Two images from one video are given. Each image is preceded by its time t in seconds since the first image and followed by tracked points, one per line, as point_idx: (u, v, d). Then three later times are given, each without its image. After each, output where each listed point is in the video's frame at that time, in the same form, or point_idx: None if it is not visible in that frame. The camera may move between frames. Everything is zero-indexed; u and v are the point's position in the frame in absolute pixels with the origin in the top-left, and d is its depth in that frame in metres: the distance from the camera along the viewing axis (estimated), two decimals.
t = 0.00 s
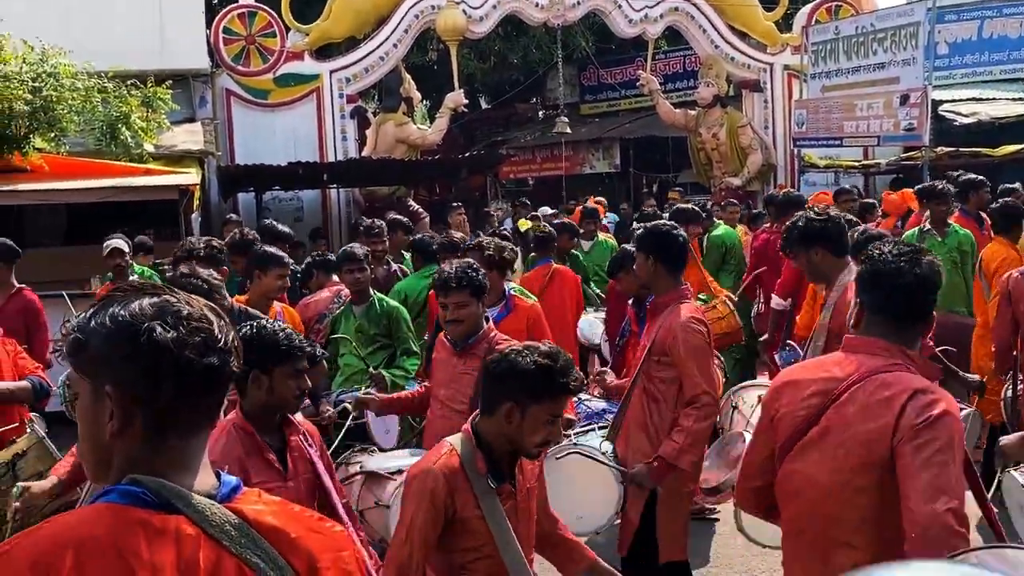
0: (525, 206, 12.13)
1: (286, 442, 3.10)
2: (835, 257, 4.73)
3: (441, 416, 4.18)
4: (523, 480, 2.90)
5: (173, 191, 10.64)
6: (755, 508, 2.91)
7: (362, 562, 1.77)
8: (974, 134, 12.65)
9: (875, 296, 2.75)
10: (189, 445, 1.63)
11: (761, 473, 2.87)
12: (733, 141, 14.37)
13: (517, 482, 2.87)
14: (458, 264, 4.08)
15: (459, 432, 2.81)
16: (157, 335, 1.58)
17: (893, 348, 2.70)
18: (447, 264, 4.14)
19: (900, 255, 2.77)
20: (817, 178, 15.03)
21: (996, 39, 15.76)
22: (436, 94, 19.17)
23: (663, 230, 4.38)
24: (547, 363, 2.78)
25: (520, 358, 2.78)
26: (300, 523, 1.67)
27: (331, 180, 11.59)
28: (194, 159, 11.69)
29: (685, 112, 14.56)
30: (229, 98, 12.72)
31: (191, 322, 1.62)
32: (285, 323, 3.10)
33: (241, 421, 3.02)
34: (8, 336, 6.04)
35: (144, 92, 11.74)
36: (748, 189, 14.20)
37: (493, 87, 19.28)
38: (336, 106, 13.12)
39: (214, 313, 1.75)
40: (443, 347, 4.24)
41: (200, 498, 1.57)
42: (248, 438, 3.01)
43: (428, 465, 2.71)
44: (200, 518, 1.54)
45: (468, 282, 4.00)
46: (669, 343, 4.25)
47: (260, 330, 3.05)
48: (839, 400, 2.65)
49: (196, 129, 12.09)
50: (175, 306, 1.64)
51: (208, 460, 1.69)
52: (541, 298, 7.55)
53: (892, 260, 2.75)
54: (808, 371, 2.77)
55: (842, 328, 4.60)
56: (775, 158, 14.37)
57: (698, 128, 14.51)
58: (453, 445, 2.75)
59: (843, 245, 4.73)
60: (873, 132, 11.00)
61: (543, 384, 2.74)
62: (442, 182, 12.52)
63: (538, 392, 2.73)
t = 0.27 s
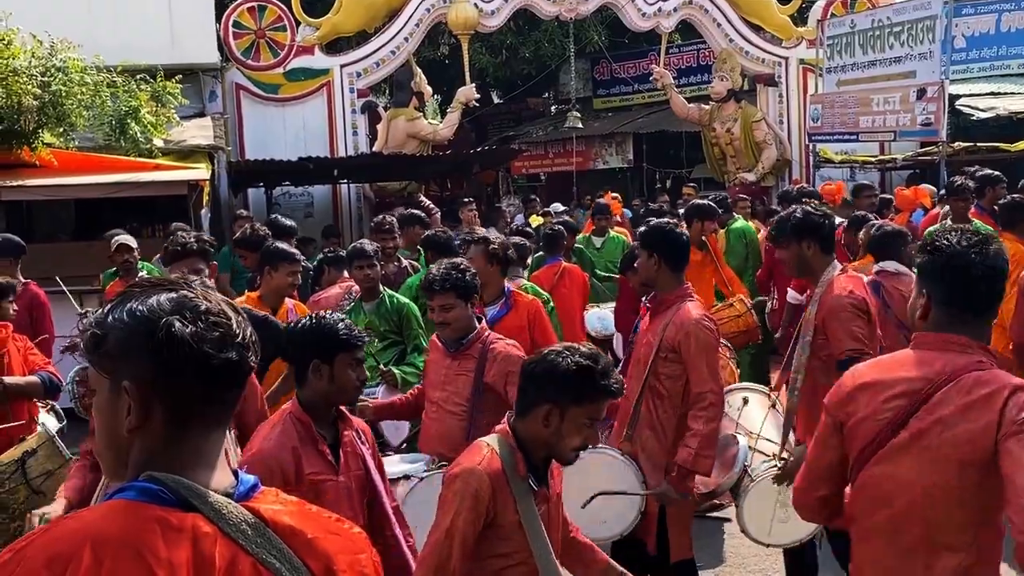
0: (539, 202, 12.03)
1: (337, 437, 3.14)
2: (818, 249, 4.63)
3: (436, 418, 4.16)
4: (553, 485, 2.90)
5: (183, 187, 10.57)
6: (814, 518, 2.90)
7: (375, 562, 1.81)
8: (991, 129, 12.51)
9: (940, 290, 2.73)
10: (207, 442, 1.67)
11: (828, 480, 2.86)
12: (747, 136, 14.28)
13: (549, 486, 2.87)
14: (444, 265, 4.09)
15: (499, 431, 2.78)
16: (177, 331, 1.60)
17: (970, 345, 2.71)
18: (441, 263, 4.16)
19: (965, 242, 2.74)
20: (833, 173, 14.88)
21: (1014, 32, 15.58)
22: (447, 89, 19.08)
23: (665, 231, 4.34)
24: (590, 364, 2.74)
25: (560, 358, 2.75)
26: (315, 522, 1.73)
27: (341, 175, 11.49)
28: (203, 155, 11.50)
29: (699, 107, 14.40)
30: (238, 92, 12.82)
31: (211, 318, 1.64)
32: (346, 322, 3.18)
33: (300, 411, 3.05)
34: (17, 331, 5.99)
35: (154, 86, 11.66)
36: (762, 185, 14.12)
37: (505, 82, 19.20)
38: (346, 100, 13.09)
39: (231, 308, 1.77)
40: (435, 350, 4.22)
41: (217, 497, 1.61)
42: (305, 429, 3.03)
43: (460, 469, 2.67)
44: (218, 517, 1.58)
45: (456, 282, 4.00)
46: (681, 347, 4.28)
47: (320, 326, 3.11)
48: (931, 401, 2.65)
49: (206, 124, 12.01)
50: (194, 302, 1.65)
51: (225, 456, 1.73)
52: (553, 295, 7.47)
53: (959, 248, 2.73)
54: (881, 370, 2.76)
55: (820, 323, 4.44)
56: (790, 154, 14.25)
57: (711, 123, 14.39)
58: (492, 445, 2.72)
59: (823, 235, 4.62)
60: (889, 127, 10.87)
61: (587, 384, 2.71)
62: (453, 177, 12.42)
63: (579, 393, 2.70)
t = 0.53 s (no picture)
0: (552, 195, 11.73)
1: (383, 436, 3.19)
2: (817, 235, 4.32)
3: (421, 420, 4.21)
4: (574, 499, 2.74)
5: (185, 179, 10.31)
6: (909, 525, 2.63)
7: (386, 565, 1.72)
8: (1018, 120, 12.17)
9: None
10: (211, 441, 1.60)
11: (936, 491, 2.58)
12: (767, 128, 13.96)
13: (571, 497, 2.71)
14: (418, 259, 4.07)
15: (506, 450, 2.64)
16: (181, 325, 1.56)
17: None
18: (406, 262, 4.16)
19: None
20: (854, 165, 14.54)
21: None
22: (458, 79, 18.77)
23: (644, 224, 4.33)
24: (618, 372, 2.61)
25: (590, 368, 2.61)
26: (324, 523, 1.64)
27: (348, 168, 11.18)
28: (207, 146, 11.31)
29: (718, 98, 14.04)
30: (244, 82, 12.51)
31: (215, 314, 1.60)
32: (400, 314, 3.19)
33: (348, 406, 3.09)
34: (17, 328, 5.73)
35: (156, 76, 11.38)
36: (782, 178, 13.81)
37: (517, 71, 18.89)
38: (354, 90, 12.83)
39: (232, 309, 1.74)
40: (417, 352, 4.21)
41: (221, 496, 1.53)
42: (353, 425, 3.08)
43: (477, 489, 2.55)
44: (222, 516, 1.50)
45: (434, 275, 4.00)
46: (680, 334, 4.29)
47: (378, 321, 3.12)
48: None
49: (209, 114, 11.75)
50: (196, 298, 1.62)
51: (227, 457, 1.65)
52: (567, 289, 7.17)
53: None
54: (1000, 368, 2.54)
55: (820, 307, 4.26)
56: (811, 145, 13.94)
57: (730, 114, 14.03)
58: (502, 461, 2.61)
59: (824, 221, 4.32)
60: (913, 117, 10.54)
61: (609, 396, 2.58)
62: (464, 169, 12.10)
63: (608, 405, 2.57)
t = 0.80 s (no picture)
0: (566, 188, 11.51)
1: (417, 431, 3.14)
2: (822, 229, 4.30)
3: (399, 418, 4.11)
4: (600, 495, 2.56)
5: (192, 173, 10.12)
6: (980, 512, 2.65)
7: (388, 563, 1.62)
8: None
9: None
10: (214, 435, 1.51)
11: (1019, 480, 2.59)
12: (786, 121, 13.70)
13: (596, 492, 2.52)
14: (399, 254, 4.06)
15: (539, 443, 2.43)
16: (175, 320, 1.45)
17: None
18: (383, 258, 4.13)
19: None
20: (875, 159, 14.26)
21: None
22: (470, 70, 18.55)
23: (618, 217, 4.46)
24: (642, 359, 2.44)
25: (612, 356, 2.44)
26: (326, 520, 1.54)
27: (358, 162, 10.95)
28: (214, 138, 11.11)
29: (735, 89, 13.78)
30: (251, 74, 12.45)
31: (214, 305, 1.49)
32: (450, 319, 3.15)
33: (388, 399, 3.04)
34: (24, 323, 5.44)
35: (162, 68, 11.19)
36: (801, 172, 13.58)
37: (530, 63, 18.67)
38: (363, 82, 12.70)
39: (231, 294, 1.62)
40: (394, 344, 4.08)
41: (220, 491, 1.44)
42: (393, 418, 3.03)
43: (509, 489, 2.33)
44: (221, 513, 1.41)
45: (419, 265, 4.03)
46: (665, 326, 4.43)
47: (428, 317, 3.08)
48: None
49: (216, 107, 11.57)
50: (195, 288, 1.50)
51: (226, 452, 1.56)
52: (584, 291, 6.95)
53: None
54: None
55: (827, 303, 4.23)
56: (831, 139, 13.69)
57: (749, 105, 13.79)
58: (536, 458, 2.38)
59: (829, 215, 4.30)
60: (935, 111, 10.29)
61: (642, 382, 2.41)
62: (476, 162, 11.86)
63: (635, 390, 2.40)
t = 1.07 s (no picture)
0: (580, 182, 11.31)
1: (451, 436, 3.05)
2: (815, 226, 4.08)
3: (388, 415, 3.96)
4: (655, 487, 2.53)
5: (200, 166, 9.99)
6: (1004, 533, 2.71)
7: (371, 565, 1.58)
8: None
9: None
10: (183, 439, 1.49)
11: None
12: (805, 113, 13.42)
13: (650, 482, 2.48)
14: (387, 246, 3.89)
15: (587, 432, 2.41)
16: (116, 317, 1.45)
17: None
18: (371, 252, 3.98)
19: None
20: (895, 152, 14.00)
21: None
22: (483, 62, 18.35)
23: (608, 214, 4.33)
24: (702, 346, 2.40)
25: (673, 343, 2.39)
26: (300, 524, 1.50)
27: (368, 155, 10.77)
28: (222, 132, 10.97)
29: (754, 81, 13.54)
30: (260, 65, 12.35)
31: (159, 300, 1.48)
32: (502, 340, 3.03)
33: (426, 400, 2.99)
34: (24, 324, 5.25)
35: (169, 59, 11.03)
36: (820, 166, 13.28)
37: (543, 54, 18.47)
38: (374, 74, 12.53)
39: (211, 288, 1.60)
40: (375, 342, 4.06)
41: (184, 497, 1.42)
42: (429, 419, 2.98)
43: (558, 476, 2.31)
44: (184, 520, 1.38)
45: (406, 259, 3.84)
46: (665, 321, 4.37)
47: (472, 329, 2.97)
48: None
49: (224, 99, 11.43)
50: (146, 284, 1.50)
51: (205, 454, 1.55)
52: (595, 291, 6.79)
53: None
54: None
55: (819, 304, 4.02)
56: (852, 132, 13.37)
57: (766, 98, 13.53)
58: (585, 447, 2.36)
59: (822, 212, 4.09)
60: (958, 104, 10.10)
61: (696, 369, 2.35)
62: (489, 156, 11.65)
63: (692, 381, 2.34)
